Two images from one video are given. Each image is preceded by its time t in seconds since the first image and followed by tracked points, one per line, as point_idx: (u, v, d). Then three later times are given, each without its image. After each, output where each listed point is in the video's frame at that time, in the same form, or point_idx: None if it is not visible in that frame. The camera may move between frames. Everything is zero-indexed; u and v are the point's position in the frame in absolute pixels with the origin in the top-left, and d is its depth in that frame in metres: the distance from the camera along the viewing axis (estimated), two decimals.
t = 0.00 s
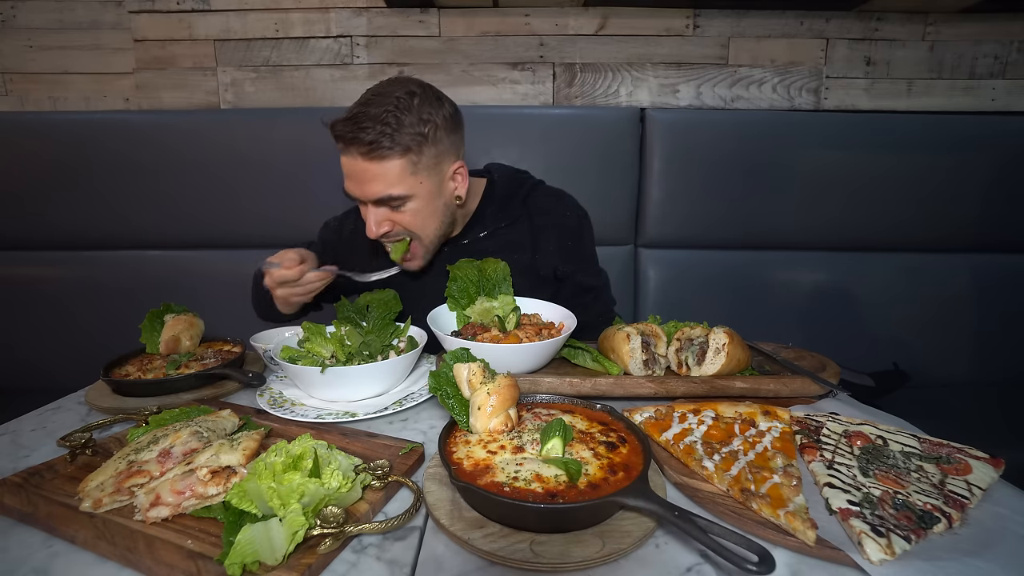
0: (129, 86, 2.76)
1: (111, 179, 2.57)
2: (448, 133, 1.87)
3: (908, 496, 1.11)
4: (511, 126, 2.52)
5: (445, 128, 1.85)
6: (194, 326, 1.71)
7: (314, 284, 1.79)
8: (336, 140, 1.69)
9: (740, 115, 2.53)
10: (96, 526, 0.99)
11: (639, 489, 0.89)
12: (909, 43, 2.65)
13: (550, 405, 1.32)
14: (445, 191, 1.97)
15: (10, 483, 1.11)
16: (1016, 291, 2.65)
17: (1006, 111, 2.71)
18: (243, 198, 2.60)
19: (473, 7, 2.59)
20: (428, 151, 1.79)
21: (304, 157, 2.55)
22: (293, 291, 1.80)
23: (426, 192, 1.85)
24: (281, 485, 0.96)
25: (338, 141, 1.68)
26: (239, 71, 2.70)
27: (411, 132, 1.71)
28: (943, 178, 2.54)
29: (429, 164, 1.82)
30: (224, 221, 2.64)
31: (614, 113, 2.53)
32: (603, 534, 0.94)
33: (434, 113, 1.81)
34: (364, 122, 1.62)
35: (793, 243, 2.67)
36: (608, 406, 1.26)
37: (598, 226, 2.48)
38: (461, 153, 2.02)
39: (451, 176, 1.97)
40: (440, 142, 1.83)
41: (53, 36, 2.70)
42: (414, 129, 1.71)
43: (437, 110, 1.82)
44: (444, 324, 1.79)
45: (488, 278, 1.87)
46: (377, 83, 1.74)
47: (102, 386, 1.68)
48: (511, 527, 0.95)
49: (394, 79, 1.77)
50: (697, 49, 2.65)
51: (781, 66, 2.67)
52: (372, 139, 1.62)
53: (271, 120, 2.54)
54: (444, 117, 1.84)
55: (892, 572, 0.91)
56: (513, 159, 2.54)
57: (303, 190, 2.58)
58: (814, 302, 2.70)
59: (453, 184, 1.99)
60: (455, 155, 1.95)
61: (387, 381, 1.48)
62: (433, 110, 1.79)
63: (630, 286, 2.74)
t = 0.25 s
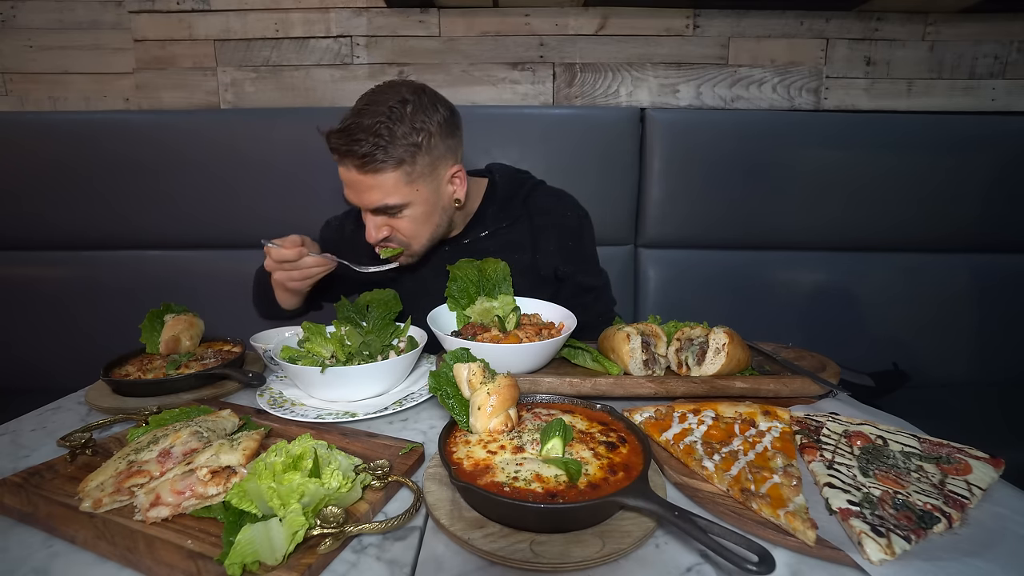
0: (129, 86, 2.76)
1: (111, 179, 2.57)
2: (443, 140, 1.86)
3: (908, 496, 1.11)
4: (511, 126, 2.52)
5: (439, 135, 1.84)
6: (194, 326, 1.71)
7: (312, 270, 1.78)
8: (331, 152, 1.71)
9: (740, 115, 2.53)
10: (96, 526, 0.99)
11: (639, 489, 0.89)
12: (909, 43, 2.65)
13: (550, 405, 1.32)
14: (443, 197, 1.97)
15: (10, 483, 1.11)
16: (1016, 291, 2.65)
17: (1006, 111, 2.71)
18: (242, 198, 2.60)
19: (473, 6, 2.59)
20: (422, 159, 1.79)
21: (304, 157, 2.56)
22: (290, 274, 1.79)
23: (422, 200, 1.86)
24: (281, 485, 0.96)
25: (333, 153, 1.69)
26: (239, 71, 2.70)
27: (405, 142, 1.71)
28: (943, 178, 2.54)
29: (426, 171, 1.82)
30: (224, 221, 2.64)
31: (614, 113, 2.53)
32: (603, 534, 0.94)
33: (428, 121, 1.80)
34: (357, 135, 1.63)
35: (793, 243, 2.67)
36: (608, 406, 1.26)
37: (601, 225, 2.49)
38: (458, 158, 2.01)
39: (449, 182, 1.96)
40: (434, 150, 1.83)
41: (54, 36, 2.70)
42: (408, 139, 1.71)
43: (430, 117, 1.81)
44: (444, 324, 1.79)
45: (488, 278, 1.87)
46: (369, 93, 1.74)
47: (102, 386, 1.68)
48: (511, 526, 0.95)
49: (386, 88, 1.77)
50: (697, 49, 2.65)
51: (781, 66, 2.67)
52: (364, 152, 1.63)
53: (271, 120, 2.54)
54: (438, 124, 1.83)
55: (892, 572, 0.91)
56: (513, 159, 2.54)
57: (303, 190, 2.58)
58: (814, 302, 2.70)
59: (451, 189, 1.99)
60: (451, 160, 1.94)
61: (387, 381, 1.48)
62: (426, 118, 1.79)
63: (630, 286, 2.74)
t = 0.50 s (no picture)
0: (129, 86, 2.76)
1: (111, 179, 2.57)
2: (448, 132, 1.87)
3: (908, 496, 1.11)
4: (511, 126, 2.52)
5: (445, 126, 1.85)
6: (194, 326, 1.70)
7: (317, 255, 1.78)
8: (336, 137, 1.70)
9: (740, 115, 2.53)
10: (96, 525, 0.99)
11: (639, 489, 0.89)
12: (909, 43, 2.65)
13: (550, 405, 1.32)
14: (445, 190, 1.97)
15: (10, 483, 1.11)
16: (1016, 291, 2.65)
17: (1006, 110, 2.71)
18: (242, 198, 2.60)
19: (473, 6, 2.59)
20: (427, 149, 1.79)
21: (304, 157, 2.56)
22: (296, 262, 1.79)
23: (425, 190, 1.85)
24: (280, 485, 0.96)
25: (338, 138, 1.69)
26: (239, 71, 2.70)
27: (410, 129, 1.71)
28: (943, 178, 2.54)
29: (429, 161, 1.82)
30: (224, 220, 2.64)
31: (614, 113, 2.53)
32: (603, 534, 0.94)
33: (434, 112, 1.81)
34: (364, 118, 1.63)
35: (793, 243, 2.67)
36: (608, 406, 1.26)
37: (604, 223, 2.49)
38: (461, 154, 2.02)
39: (451, 176, 1.96)
40: (439, 141, 1.83)
41: (54, 36, 2.70)
42: (413, 126, 1.72)
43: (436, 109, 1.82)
44: (444, 324, 1.79)
45: (488, 278, 1.86)
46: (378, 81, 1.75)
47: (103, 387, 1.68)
48: (511, 527, 0.95)
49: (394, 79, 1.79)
50: (697, 49, 2.65)
51: (780, 66, 2.67)
52: (370, 135, 1.63)
53: (271, 120, 2.54)
54: (444, 116, 1.84)
55: (892, 572, 0.91)
56: (513, 159, 2.54)
57: (303, 190, 2.58)
58: (814, 303, 2.70)
59: (453, 183, 1.99)
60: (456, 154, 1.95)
61: (387, 381, 1.48)
62: (433, 109, 1.80)
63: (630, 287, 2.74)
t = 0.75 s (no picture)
0: (129, 86, 2.75)
1: (111, 179, 2.57)
2: (453, 128, 1.87)
3: (908, 496, 1.11)
4: (511, 126, 2.52)
5: (450, 122, 1.85)
6: (194, 326, 1.70)
7: (295, 273, 1.77)
8: (341, 128, 1.72)
9: (739, 116, 2.52)
10: (97, 526, 0.99)
11: (638, 489, 0.89)
12: (908, 43, 2.65)
13: (550, 405, 1.32)
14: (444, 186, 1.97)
15: (10, 483, 1.11)
16: (1016, 291, 2.65)
17: (1006, 110, 2.71)
18: (242, 198, 2.60)
19: (473, 6, 2.59)
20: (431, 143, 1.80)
21: (304, 157, 2.56)
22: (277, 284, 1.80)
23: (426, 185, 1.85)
24: (280, 485, 0.96)
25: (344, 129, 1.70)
26: (239, 71, 2.70)
27: (415, 124, 1.71)
28: (943, 178, 2.54)
29: (433, 157, 1.83)
30: (224, 220, 2.64)
31: (614, 113, 2.53)
32: (603, 534, 0.94)
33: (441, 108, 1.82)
34: (369, 112, 1.64)
35: (793, 244, 2.67)
36: (608, 406, 1.26)
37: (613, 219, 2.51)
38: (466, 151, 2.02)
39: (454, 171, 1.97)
40: (444, 136, 1.84)
41: (54, 36, 2.70)
42: (418, 121, 1.72)
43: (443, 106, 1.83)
44: (444, 324, 1.79)
45: (488, 278, 1.86)
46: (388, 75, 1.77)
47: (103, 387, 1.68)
48: (511, 526, 0.95)
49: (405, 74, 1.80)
50: (697, 49, 2.65)
51: (781, 66, 2.67)
52: (373, 129, 1.63)
53: (271, 120, 2.54)
54: (451, 112, 1.84)
55: (892, 572, 0.91)
56: (513, 159, 2.54)
57: (303, 190, 2.58)
58: (814, 303, 2.70)
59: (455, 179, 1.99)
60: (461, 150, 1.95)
61: (387, 381, 1.48)
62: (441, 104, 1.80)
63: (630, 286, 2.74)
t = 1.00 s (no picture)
0: (97, 69, 2.62)
1: (93, 173, 2.46)
2: (516, 83, 1.87)
3: (941, 513, 0.98)
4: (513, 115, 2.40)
5: (514, 74, 1.87)
6: (169, 329, 1.59)
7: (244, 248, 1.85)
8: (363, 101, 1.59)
9: (754, 100, 2.40)
10: (62, 544, 0.87)
11: (649, 505, 0.78)
12: (943, 24, 2.53)
13: (553, 415, 1.19)
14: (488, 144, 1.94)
15: None
16: None
17: None
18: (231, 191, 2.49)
19: None
20: (492, 64, 1.84)
21: (296, 146, 2.46)
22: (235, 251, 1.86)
23: (479, 92, 1.87)
24: (262, 501, 0.83)
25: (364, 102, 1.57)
26: (216, 54, 2.59)
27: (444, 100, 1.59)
28: (968, 168, 2.41)
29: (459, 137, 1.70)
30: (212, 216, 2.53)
31: (628, 98, 2.41)
32: (611, 553, 0.83)
33: (534, 67, 1.92)
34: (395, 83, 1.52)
35: (813, 240, 2.53)
36: (616, 415, 1.14)
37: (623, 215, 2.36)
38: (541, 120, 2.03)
39: (503, 132, 1.94)
40: (503, 86, 1.86)
41: (17, 15, 2.57)
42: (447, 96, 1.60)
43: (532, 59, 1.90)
44: (439, 327, 1.67)
45: (486, 277, 1.74)
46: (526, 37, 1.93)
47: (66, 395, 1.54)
48: (510, 546, 0.83)
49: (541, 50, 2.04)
50: (711, 30, 2.52)
51: (803, 48, 2.54)
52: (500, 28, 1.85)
53: (254, 104, 2.43)
54: (518, 66, 1.87)
55: None
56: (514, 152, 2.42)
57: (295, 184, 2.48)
58: (830, 302, 2.58)
59: (503, 143, 1.96)
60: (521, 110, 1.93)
61: (376, 391, 1.35)
62: (515, 52, 1.85)
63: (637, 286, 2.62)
